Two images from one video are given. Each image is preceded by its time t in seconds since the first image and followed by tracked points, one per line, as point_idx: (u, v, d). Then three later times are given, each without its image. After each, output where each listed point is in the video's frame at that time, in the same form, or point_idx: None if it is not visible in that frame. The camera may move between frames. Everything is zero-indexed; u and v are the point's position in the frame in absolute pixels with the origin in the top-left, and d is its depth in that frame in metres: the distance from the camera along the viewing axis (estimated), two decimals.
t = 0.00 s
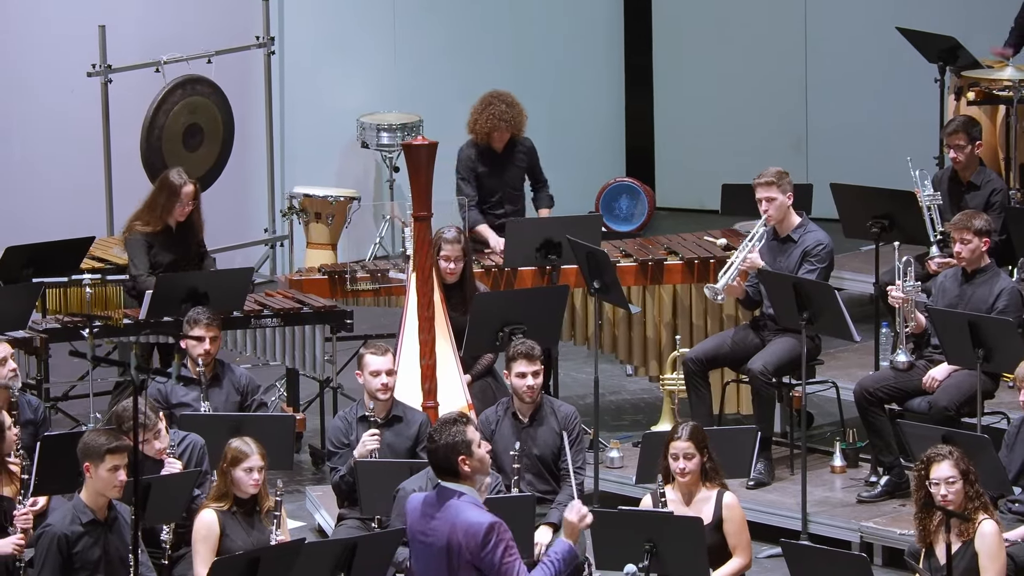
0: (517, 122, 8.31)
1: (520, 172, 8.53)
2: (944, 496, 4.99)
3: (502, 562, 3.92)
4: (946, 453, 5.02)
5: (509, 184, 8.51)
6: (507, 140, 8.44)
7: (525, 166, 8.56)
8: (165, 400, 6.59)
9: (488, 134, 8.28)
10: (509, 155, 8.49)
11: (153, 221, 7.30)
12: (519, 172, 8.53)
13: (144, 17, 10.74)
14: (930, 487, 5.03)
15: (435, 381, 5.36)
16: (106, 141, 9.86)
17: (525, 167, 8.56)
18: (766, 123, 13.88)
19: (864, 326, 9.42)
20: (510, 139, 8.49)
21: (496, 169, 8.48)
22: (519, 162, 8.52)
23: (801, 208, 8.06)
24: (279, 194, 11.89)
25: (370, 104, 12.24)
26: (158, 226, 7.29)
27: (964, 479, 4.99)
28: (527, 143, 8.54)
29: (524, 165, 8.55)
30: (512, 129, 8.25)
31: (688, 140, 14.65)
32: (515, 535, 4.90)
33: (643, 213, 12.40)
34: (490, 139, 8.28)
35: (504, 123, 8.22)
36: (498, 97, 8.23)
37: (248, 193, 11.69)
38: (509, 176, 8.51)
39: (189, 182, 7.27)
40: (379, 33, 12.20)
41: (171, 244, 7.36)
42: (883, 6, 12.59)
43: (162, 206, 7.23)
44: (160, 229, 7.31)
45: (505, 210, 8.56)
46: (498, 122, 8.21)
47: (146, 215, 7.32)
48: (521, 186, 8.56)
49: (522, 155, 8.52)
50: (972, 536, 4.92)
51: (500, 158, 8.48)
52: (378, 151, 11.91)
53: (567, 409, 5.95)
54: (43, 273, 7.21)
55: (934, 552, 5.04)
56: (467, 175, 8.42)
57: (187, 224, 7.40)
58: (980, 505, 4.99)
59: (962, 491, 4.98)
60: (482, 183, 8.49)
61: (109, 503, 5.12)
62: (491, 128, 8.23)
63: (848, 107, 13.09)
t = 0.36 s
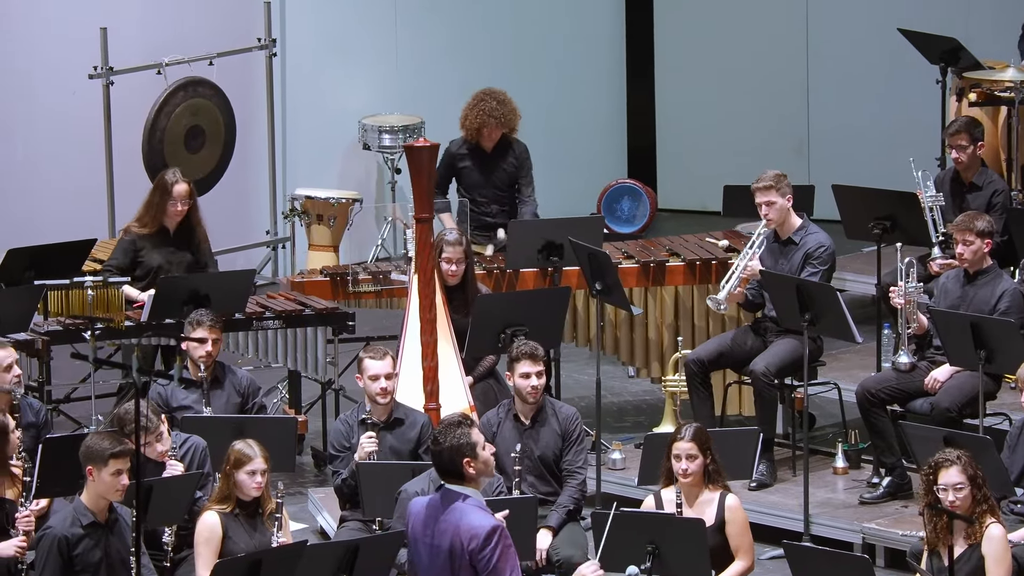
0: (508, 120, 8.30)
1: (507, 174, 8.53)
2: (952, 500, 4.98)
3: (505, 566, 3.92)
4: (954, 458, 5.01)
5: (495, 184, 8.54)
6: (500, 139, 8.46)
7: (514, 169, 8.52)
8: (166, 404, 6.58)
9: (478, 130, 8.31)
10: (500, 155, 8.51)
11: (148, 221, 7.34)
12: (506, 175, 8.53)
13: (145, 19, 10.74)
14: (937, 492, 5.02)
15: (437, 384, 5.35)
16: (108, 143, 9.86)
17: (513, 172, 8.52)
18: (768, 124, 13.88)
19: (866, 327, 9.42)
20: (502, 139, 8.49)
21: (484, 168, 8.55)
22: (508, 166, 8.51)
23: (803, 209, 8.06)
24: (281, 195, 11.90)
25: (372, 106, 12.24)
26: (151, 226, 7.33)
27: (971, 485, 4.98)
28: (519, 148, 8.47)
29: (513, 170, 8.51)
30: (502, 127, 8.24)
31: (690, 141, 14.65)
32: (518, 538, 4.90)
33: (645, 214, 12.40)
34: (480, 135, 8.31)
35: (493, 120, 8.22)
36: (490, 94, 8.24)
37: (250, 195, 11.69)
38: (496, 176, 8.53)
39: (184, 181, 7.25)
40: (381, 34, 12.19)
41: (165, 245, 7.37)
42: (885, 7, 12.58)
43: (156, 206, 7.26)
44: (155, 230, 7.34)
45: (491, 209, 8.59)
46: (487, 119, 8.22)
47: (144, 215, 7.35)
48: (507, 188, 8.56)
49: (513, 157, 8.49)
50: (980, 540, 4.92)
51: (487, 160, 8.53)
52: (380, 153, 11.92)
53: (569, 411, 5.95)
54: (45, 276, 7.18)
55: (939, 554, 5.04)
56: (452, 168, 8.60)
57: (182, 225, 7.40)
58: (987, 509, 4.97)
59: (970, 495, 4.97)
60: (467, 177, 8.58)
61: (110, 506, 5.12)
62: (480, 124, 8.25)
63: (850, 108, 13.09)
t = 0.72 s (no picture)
0: (495, 129, 8.35)
1: (500, 179, 8.56)
2: (949, 501, 4.98)
3: (510, 564, 3.92)
4: (951, 459, 5.01)
5: (487, 191, 8.56)
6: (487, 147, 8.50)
7: (507, 172, 8.58)
8: (170, 406, 6.57)
9: (466, 141, 8.34)
10: (489, 162, 8.54)
11: (139, 224, 7.32)
12: (498, 179, 8.56)
13: (147, 22, 10.75)
14: (934, 493, 5.02)
15: (438, 386, 5.36)
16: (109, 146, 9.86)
17: (507, 174, 8.58)
18: (769, 126, 13.88)
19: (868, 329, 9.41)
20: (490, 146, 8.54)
21: (476, 177, 8.55)
22: (500, 169, 8.56)
23: (805, 210, 8.06)
24: (282, 198, 11.90)
25: (373, 108, 12.24)
26: (143, 229, 7.32)
27: (969, 485, 4.98)
28: (509, 149, 8.57)
29: (505, 172, 8.58)
30: (490, 136, 8.29)
31: (691, 143, 14.66)
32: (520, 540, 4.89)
33: (646, 217, 12.41)
34: (468, 146, 8.35)
35: (481, 131, 8.27)
36: (475, 104, 8.29)
37: (251, 198, 11.69)
38: (488, 183, 8.55)
39: (175, 184, 7.26)
40: (382, 37, 12.20)
41: (158, 248, 7.36)
42: (885, 9, 12.59)
43: (147, 208, 7.28)
44: (146, 232, 7.33)
45: (485, 214, 8.57)
46: (474, 130, 8.26)
47: (134, 219, 7.35)
48: (501, 193, 8.58)
49: (503, 161, 8.55)
50: (979, 540, 4.92)
51: (477, 166, 8.53)
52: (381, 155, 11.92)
53: (571, 413, 5.95)
54: (47, 279, 7.16)
55: (940, 555, 5.03)
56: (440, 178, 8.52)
57: (174, 228, 7.41)
58: (986, 509, 4.97)
59: (967, 496, 4.97)
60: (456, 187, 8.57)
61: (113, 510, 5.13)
62: (468, 136, 8.29)
63: (851, 110, 13.09)
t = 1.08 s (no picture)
0: (530, 130, 8.29)
1: (530, 181, 8.52)
2: (945, 501, 4.97)
3: (512, 570, 3.90)
4: (944, 459, 5.00)
5: (517, 194, 8.51)
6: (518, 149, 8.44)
7: (536, 174, 8.55)
8: (171, 408, 6.58)
9: (501, 143, 8.25)
10: (520, 163, 8.49)
11: (143, 227, 7.32)
12: (529, 181, 8.52)
13: (148, 24, 10.76)
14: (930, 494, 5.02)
15: (440, 388, 5.35)
16: (111, 148, 9.86)
17: (536, 176, 8.54)
18: (770, 127, 13.88)
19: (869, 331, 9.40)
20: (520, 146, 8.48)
21: (507, 179, 8.49)
22: (528, 171, 8.51)
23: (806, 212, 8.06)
24: (283, 200, 11.90)
25: (375, 110, 12.25)
26: (147, 231, 7.32)
27: (964, 484, 4.97)
28: (537, 151, 8.53)
29: (534, 174, 8.54)
30: (526, 136, 8.23)
31: (692, 145, 14.66)
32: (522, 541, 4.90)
33: (647, 219, 12.42)
34: (503, 147, 8.25)
35: (518, 130, 8.20)
36: (511, 104, 8.22)
37: (253, 200, 11.70)
38: (519, 186, 8.50)
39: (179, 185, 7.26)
40: (383, 39, 12.21)
41: (161, 250, 7.37)
42: (886, 10, 12.59)
43: (151, 210, 7.28)
44: (150, 234, 7.33)
45: (513, 218, 8.55)
46: (512, 129, 8.19)
47: (137, 220, 7.34)
48: (529, 195, 8.56)
49: (533, 164, 8.51)
50: (979, 539, 4.92)
51: (507, 169, 8.48)
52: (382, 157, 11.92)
53: (573, 416, 5.96)
54: (48, 281, 7.15)
55: (940, 556, 5.03)
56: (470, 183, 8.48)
57: (176, 229, 7.41)
58: (983, 508, 4.98)
59: (964, 495, 4.97)
60: (489, 189, 8.49)
61: (114, 512, 5.13)
62: (505, 137, 8.21)
63: (852, 111, 13.08)
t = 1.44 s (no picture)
0: (544, 125, 8.22)
1: (544, 178, 8.50)
2: (943, 502, 4.97)
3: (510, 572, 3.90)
4: (944, 460, 5.00)
5: (531, 188, 8.48)
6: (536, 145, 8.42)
7: (551, 174, 8.52)
8: (168, 411, 6.59)
9: (513, 133, 8.22)
10: (536, 161, 8.47)
11: (145, 228, 7.31)
12: (544, 180, 8.50)
13: (147, 25, 10.75)
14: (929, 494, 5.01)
15: (439, 389, 5.34)
16: (110, 149, 9.84)
17: (551, 175, 8.52)
18: (769, 128, 13.89)
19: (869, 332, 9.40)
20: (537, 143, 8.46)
21: (522, 177, 8.46)
22: (545, 170, 8.49)
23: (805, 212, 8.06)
24: (283, 201, 11.89)
25: (375, 111, 12.26)
26: (152, 233, 7.30)
27: (962, 485, 4.96)
28: (555, 152, 8.51)
29: (550, 174, 8.52)
30: (538, 130, 8.17)
31: (691, 145, 14.67)
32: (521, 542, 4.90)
33: (646, 220, 12.43)
34: (515, 138, 8.23)
35: (529, 122, 8.15)
36: (527, 97, 8.18)
37: (252, 201, 11.70)
38: (533, 183, 8.49)
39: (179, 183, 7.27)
40: (382, 40, 12.22)
41: (165, 250, 7.36)
42: (885, 11, 12.60)
43: (154, 210, 7.27)
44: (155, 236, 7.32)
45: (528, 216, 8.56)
46: (523, 120, 8.15)
47: (141, 222, 7.33)
48: (544, 194, 8.54)
49: (550, 163, 8.48)
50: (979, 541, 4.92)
51: (525, 167, 8.46)
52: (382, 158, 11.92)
53: (574, 416, 5.96)
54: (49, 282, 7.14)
55: (941, 556, 5.03)
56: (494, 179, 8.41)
57: (179, 229, 7.40)
58: (983, 509, 4.97)
59: (962, 496, 4.96)
60: (507, 186, 8.46)
61: (114, 514, 5.13)
62: (515, 127, 8.17)
63: (851, 112, 13.09)
